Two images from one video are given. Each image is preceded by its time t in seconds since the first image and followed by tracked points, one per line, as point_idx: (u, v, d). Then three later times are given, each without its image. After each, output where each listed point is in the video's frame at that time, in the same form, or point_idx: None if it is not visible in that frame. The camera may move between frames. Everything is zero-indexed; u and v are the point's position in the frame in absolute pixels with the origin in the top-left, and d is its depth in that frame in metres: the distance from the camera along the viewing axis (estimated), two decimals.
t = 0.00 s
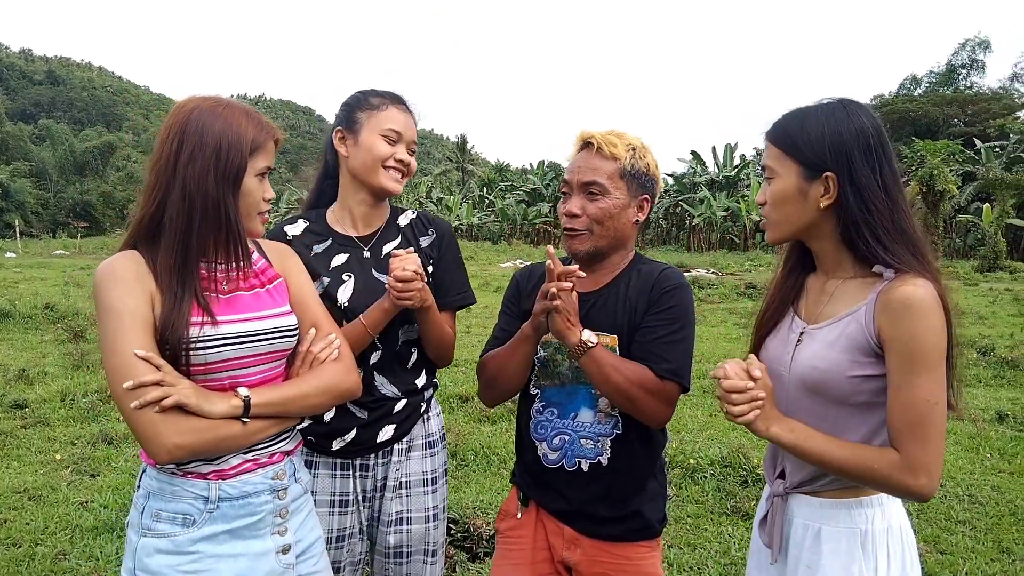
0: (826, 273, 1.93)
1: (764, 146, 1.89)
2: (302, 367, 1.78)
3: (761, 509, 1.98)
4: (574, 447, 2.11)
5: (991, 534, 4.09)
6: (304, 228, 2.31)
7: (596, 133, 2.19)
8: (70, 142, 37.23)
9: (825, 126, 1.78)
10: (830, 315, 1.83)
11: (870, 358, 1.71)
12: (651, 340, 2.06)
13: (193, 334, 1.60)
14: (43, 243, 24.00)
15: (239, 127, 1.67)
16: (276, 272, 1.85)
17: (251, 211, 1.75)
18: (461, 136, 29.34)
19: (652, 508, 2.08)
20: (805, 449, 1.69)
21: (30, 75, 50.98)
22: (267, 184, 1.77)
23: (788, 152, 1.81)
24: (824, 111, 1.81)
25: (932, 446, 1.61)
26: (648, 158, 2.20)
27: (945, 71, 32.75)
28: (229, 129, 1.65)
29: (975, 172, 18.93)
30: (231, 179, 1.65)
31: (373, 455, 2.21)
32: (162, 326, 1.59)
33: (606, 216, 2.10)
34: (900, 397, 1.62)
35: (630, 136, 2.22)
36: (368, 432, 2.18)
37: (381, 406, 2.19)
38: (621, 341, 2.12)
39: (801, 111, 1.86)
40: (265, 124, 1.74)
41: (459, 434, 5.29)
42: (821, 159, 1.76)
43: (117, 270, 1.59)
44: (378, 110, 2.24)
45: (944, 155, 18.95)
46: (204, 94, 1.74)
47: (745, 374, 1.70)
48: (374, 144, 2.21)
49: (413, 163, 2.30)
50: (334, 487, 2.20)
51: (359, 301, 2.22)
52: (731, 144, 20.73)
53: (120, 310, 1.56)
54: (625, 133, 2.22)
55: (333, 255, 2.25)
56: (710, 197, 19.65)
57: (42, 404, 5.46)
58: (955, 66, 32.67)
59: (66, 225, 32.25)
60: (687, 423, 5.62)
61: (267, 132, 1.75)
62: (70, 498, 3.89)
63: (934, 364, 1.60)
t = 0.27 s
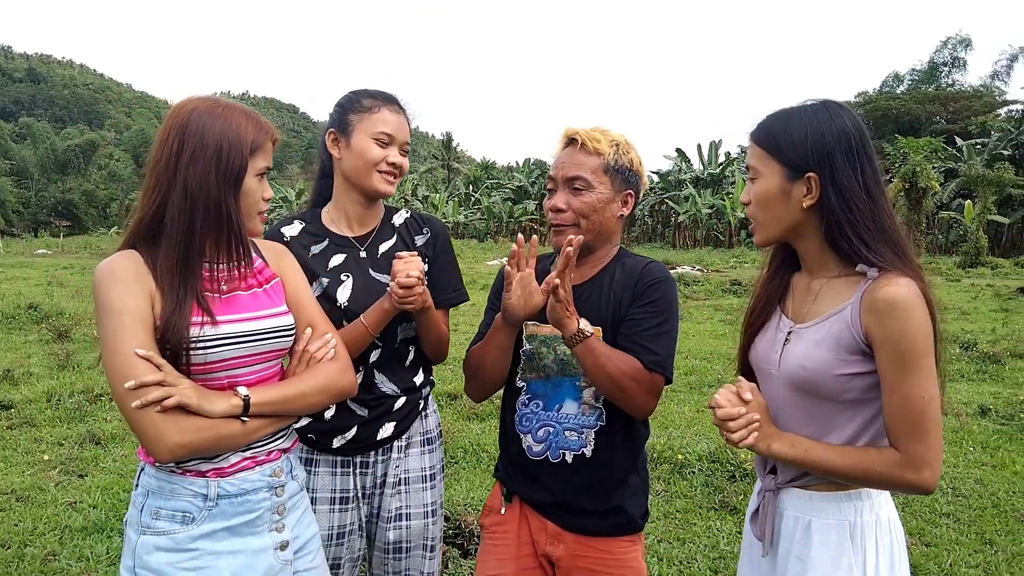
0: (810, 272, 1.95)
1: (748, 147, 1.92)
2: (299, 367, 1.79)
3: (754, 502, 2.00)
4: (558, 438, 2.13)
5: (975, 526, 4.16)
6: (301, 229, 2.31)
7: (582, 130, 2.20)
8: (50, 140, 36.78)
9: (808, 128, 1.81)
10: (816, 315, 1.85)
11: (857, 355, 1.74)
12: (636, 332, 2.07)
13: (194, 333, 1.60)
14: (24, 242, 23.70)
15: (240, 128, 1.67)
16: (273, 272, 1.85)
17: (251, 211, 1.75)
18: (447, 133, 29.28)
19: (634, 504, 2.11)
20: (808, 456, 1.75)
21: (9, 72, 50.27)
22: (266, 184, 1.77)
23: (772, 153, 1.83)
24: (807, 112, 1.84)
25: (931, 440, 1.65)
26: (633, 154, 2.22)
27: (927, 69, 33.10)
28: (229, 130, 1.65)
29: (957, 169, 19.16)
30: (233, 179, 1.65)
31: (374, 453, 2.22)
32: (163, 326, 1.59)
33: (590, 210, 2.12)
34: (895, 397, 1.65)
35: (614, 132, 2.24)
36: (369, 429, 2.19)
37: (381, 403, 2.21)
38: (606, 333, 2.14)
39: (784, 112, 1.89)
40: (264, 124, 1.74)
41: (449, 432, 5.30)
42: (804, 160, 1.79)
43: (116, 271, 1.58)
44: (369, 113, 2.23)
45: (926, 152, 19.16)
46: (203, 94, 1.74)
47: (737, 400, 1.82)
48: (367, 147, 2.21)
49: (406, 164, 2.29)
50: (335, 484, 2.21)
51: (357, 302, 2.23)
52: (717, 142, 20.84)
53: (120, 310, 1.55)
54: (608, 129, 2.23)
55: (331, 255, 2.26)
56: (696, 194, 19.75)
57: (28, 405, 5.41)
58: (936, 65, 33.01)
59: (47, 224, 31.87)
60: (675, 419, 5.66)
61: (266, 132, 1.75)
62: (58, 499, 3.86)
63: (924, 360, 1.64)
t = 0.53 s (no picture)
0: (809, 276, 1.97)
1: (745, 152, 1.94)
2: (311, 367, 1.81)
3: (761, 501, 2.02)
4: (555, 435, 2.15)
5: (971, 524, 4.19)
6: (307, 232, 2.33)
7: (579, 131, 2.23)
8: (45, 140, 36.67)
9: (804, 134, 1.84)
10: (817, 318, 1.87)
11: (857, 357, 1.77)
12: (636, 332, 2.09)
13: (211, 334, 1.62)
14: (18, 242, 23.63)
15: (259, 131, 1.69)
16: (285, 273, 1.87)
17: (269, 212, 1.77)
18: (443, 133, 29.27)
19: (630, 504, 2.12)
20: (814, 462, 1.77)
21: (4, 71, 50.08)
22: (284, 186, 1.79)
23: (769, 159, 1.85)
24: (802, 117, 1.87)
25: (933, 440, 1.68)
26: (626, 154, 2.25)
27: (922, 69, 33.19)
28: (248, 134, 1.67)
29: (951, 169, 19.23)
30: (252, 182, 1.67)
31: (385, 447, 2.26)
32: (182, 326, 1.61)
33: (586, 209, 2.14)
34: (896, 400, 1.68)
35: (609, 134, 2.27)
36: (380, 425, 2.23)
37: (391, 400, 2.25)
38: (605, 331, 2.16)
39: (778, 117, 1.92)
40: (281, 126, 1.76)
41: (448, 432, 5.32)
42: (800, 167, 1.82)
43: (136, 271, 1.60)
44: (371, 117, 2.23)
45: (921, 153, 19.24)
46: (220, 97, 1.75)
47: (737, 429, 1.87)
48: (368, 153, 2.21)
49: (409, 167, 2.30)
50: (346, 480, 2.23)
51: (364, 303, 2.26)
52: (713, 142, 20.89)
53: (140, 310, 1.57)
54: (603, 130, 2.25)
55: (337, 257, 2.28)
56: (692, 195, 19.79)
57: (28, 405, 5.42)
58: (931, 65, 33.12)
59: (42, 224, 31.78)
60: (673, 419, 5.69)
61: (283, 134, 1.77)
62: (61, 499, 3.87)
63: (924, 363, 1.66)
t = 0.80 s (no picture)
0: (808, 279, 1.99)
1: (742, 157, 1.96)
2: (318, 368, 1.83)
3: (763, 500, 2.04)
4: (557, 435, 2.16)
5: (970, 523, 4.22)
6: (308, 235, 2.33)
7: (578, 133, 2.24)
8: (43, 140, 36.61)
9: (798, 140, 1.85)
10: (816, 320, 1.89)
11: (855, 359, 1.79)
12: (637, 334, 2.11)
13: (225, 334, 1.64)
14: (15, 242, 23.58)
15: (272, 133, 1.71)
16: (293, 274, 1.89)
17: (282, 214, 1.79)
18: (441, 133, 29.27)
19: (631, 502, 2.14)
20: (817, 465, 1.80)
21: (1, 71, 49.95)
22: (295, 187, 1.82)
23: (765, 164, 1.87)
24: (797, 122, 1.89)
25: (932, 439, 1.69)
26: (624, 156, 2.27)
27: (919, 70, 33.27)
28: (261, 136, 1.69)
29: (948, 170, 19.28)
30: (266, 183, 1.69)
31: (389, 445, 2.28)
32: (196, 326, 1.62)
33: (586, 211, 2.15)
34: (894, 401, 1.70)
35: (607, 136, 2.28)
36: (384, 423, 2.24)
37: (396, 398, 2.26)
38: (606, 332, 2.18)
39: (773, 123, 1.93)
40: (292, 129, 1.78)
41: (448, 432, 5.33)
42: (795, 172, 1.84)
43: (150, 270, 1.61)
44: (369, 121, 2.24)
45: (919, 154, 19.28)
46: (231, 100, 1.77)
47: (741, 434, 1.89)
48: (368, 158, 2.21)
49: (408, 170, 2.30)
50: (352, 479, 2.24)
51: (367, 304, 2.27)
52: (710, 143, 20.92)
53: (155, 309, 1.58)
54: (600, 133, 2.27)
55: (338, 259, 2.29)
56: (690, 195, 19.81)
57: (28, 405, 5.42)
58: (928, 66, 33.21)
59: (39, 224, 31.72)
60: (672, 419, 5.70)
61: (294, 137, 1.80)
62: (63, 499, 3.88)
63: (921, 364, 1.68)
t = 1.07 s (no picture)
0: (806, 279, 2.00)
1: (739, 159, 1.97)
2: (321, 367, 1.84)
3: (762, 497, 2.05)
4: (557, 434, 2.17)
5: (967, 521, 4.24)
6: (307, 236, 2.34)
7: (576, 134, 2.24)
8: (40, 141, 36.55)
9: (796, 141, 1.87)
10: (814, 320, 1.90)
11: (853, 357, 1.80)
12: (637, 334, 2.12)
13: (228, 335, 1.65)
14: (12, 242, 23.54)
15: (276, 134, 1.72)
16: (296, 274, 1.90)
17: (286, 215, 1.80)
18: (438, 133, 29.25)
19: (631, 500, 2.15)
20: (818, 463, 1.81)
21: None
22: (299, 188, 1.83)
23: (762, 165, 1.89)
24: (793, 124, 1.90)
25: (929, 436, 1.71)
26: (621, 156, 2.27)
27: (916, 71, 33.34)
28: (265, 137, 1.70)
29: (945, 170, 19.34)
30: (269, 183, 1.70)
31: (391, 445, 2.29)
32: (200, 326, 1.63)
33: (585, 212, 2.17)
34: (892, 399, 1.72)
35: (603, 136, 2.29)
36: (386, 423, 2.25)
37: (397, 398, 2.28)
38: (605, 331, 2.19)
39: (769, 125, 1.95)
40: (295, 129, 1.79)
41: (447, 431, 5.34)
42: (792, 173, 1.85)
43: (155, 271, 1.62)
44: (367, 123, 2.25)
45: (915, 154, 19.34)
46: (235, 101, 1.78)
47: (742, 432, 1.90)
48: (365, 161, 2.23)
49: (405, 171, 2.31)
50: (354, 478, 2.25)
51: (366, 305, 2.28)
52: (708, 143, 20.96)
53: (159, 309, 1.59)
54: (597, 133, 2.27)
55: (338, 260, 2.30)
56: (687, 196, 19.84)
57: (28, 405, 5.42)
58: (925, 67, 33.29)
59: (36, 225, 31.66)
60: (670, 418, 5.72)
61: (297, 137, 1.81)
62: (63, 498, 3.89)
63: (918, 361, 1.69)
